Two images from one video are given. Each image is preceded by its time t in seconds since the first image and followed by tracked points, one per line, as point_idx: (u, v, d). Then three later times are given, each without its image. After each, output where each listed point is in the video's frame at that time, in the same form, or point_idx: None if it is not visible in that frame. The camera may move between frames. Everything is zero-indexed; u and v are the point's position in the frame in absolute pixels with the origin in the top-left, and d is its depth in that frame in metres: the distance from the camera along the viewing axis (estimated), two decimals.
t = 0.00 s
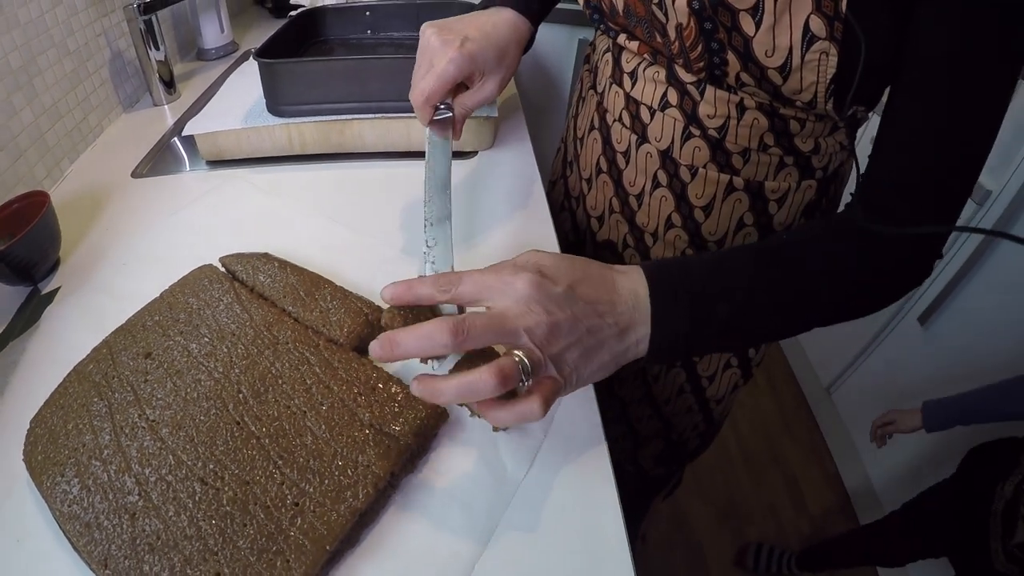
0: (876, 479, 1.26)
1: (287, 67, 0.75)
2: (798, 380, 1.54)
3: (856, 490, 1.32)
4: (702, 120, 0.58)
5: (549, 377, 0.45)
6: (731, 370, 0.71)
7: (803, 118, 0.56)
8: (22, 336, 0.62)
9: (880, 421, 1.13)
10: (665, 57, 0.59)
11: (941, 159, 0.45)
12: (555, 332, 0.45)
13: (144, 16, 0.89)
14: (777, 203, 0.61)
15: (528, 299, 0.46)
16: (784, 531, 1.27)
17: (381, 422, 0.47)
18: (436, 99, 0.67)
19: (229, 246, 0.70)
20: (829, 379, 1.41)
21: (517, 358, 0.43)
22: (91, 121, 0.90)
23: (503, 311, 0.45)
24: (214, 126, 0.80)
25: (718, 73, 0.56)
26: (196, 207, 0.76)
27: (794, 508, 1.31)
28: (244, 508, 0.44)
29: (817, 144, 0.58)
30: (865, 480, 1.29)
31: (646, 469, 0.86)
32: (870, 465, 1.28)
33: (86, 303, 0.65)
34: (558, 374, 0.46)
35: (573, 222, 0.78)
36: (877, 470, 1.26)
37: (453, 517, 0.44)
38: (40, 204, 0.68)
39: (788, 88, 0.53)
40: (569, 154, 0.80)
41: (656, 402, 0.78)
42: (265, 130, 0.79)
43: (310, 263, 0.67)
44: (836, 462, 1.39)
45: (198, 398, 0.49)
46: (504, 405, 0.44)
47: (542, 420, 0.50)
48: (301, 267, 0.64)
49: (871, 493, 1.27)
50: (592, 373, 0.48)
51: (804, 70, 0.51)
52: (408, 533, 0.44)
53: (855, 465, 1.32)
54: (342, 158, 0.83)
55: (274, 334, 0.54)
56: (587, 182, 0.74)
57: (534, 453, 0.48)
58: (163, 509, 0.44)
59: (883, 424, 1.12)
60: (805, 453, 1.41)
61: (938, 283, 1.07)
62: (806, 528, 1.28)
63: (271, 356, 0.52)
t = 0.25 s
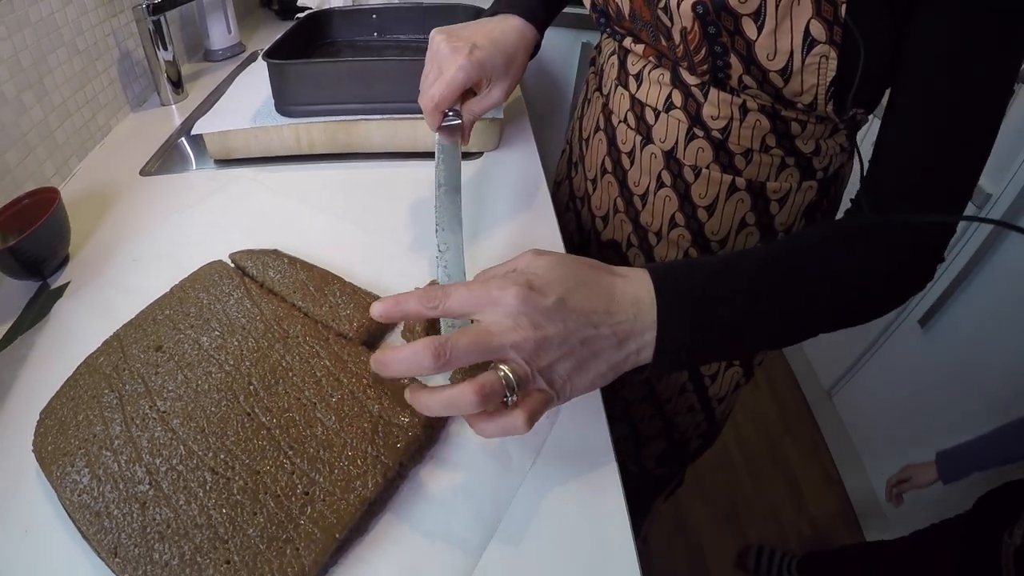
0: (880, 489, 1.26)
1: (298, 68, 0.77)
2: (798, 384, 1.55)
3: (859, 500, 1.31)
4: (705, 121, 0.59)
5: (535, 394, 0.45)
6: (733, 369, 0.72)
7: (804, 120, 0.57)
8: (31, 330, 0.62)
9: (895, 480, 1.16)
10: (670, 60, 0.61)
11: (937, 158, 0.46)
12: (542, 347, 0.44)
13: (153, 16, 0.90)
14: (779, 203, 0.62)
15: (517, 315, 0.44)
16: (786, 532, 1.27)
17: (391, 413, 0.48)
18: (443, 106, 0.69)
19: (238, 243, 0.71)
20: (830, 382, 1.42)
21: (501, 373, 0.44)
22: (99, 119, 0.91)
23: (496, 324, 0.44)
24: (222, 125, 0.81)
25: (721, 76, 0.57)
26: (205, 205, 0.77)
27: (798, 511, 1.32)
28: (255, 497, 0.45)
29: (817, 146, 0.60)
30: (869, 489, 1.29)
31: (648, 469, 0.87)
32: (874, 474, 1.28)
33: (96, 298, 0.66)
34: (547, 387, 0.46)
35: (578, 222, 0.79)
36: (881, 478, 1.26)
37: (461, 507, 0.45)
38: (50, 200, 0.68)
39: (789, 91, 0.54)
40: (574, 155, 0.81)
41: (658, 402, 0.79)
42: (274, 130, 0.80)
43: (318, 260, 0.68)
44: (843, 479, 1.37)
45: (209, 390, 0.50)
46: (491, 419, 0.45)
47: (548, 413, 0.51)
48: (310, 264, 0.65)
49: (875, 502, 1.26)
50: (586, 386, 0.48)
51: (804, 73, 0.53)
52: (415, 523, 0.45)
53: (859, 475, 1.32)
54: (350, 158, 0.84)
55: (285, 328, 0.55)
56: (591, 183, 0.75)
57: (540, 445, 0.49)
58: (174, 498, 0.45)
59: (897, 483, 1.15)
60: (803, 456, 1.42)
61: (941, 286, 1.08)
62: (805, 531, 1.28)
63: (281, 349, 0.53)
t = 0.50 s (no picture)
0: (884, 496, 1.26)
1: (307, 69, 0.78)
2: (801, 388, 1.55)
3: (864, 506, 1.31)
4: (711, 123, 0.60)
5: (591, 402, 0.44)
6: (737, 370, 0.72)
7: (809, 123, 0.58)
8: (41, 324, 0.63)
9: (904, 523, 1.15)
10: (677, 62, 0.61)
11: (941, 159, 0.47)
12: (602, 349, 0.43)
13: (163, 16, 0.91)
14: (784, 205, 0.63)
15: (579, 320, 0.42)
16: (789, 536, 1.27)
17: (400, 408, 0.49)
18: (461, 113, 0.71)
19: (247, 240, 0.72)
20: (833, 386, 1.43)
21: (565, 386, 0.42)
22: (109, 117, 0.92)
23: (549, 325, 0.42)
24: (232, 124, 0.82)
25: (728, 78, 0.58)
26: (215, 203, 0.77)
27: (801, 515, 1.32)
28: (264, 490, 0.45)
29: (822, 149, 0.60)
30: (873, 495, 1.28)
31: (651, 470, 0.87)
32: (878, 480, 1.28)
33: (106, 293, 0.66)
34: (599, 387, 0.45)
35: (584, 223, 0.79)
36: (885, 484, 1.26)
37: (467, 502, 0.46)
38: (61, 195, 0.69)
39: (794, 93, 0.55)
40: (581, 156, 0.81)
41: (662, 402, 0.79)
42: (283, 129, 0.81)
43: (327, 258, 0.68)
44: (847, 486, 1.36)
45: (220, 384, 0.51)
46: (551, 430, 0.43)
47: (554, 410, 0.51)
48: (319, 261, 0.66)
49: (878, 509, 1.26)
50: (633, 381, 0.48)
51: (809, 76, 0.53)
52: (422, 518, 0.45)
53: (864, 482, 1.31)
54: (358, 158, 0.85)
55: (295, 324, 0.56)
56: (598, 183, 0.76)
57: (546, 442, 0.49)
58: (183, 490, 0.46)
59: (907, 527, 1.14)
60: (805, 459, 1.42)
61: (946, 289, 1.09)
62: (807, 535, 1.28)
63: (291, 345, 0.54)
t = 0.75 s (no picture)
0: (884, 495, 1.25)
1: (308, 65, 0.78)
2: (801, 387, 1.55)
3: (863, 506, 1.30)
4: (711, 119, 0.60)
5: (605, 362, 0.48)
6: (736, 367, 0.72)
7: (808, 119, 0.58)
8: (39, 320, 0.63)
9: (898, 483, 1.15)
10: (677, 59, 0.61)
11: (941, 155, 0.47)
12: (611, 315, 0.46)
13: (164, 14, 0.91)
14: (783, 202, 0.63)
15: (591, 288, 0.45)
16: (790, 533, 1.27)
17: (397, 402, 0.49)
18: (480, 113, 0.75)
19: (246, 237, 0.72)
20: (832, 386, 1.43)
21: (581, 342, 0.46)
22: (108, 115, 0.92)
23: (563, 293, 0.46)
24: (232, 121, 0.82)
25: (728, 74, 0.58)
26: (214, 200, 0.77)
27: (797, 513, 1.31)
28: (261, 484, 0.45)
29: (821, 145, 0.60)
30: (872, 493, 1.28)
31: (651, 468, 0.87)
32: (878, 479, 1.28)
33: (105, 289, 0.66)
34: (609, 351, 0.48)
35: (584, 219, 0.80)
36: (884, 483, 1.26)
37: (465, 495, 0.46)
38: (61, 191, 0.69)
39: (794, 90, 0.55)
40: (581, 153, 0.82)
41: (662, 399, 0.79)
42: (283, 127, 0.81)
43: (327, 254, 0.68)
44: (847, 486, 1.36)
45: (218, 379, 0.51)
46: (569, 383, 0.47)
47: (552, 404, 0.51)
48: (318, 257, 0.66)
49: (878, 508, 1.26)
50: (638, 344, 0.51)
51: (808, 72, 0.53)
52: (420, 511, 0.45)
53: (863, 481, 1.31)
54: (357, 155, 0.85)
55: (293, 319, 0.56)
56: (598, 180, 0.76)
57: (545, 436, 0.49)
58: (181, 484, 0.46)
59: (900, 486, 1.14)
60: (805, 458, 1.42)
61: (944, 287, 1.09)
62: (807, 533, 1.28)
63: (289, 339, 0.54)
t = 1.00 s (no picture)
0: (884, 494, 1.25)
1: (308, 63, 0.78)
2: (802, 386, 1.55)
3: (863, 504, 1.30)
4: (710, 115, 0.60)
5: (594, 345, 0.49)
6: (735, 363, 0.72)
7: (806, 116, 0.58)
8: (40, 316, 0.63)
9: (888, 457, 1.16)
10: (676, 55, 0.62)
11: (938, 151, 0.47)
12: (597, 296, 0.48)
13: (164, 12, 0.91)
14: (781, 197, 0.63)
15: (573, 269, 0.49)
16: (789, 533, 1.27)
17: (395, 395, 0.49)
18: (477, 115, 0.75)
19: (246, 233, 0.72)
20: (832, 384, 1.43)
21: (569, 313, 0.47)
22: (109, 113, 0.92)
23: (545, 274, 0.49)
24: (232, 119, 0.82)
25: (726, 71, 0.58)
26: (214, 196, 0.78)
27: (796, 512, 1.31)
28: (259, 476, 0.45)
29: (819, 141, 0.60)
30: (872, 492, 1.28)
31: (650, 465, 0.87)
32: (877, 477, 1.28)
33: (105, 285, 0.66)
34: (603, 329, 0.49)
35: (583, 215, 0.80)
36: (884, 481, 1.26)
37: (463, 488, 0.46)
38: (61, 188, 0.69)
39: (792, 86, 0.55)
40: (581, 150, 0.82)
41: (661, 395, 0.79)
42: (283, 124, 0.81)
43: (326, 250, 0.68)
44: (847, 486, 1.36)
45: (217, 373, 0.51)
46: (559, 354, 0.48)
47: (549, 398, 0.51)
48: (317, 253, 0.66)
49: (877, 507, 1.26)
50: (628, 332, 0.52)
51: (806, 68, 0.53)
52: (417, 503, 0.45)
53: (862, 480, 1.31)
54: (357, 152, 0.85)
55: (292, 314, 0.56)
56: (597, 176, 0.76)
57: (542, 429, 0.49)
58: (179, 477, 0.46)
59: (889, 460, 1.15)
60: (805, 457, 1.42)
61: (943, 286, 1.09)
62: (807, 531, 1.28)
63: (288, 334, 0.54)
